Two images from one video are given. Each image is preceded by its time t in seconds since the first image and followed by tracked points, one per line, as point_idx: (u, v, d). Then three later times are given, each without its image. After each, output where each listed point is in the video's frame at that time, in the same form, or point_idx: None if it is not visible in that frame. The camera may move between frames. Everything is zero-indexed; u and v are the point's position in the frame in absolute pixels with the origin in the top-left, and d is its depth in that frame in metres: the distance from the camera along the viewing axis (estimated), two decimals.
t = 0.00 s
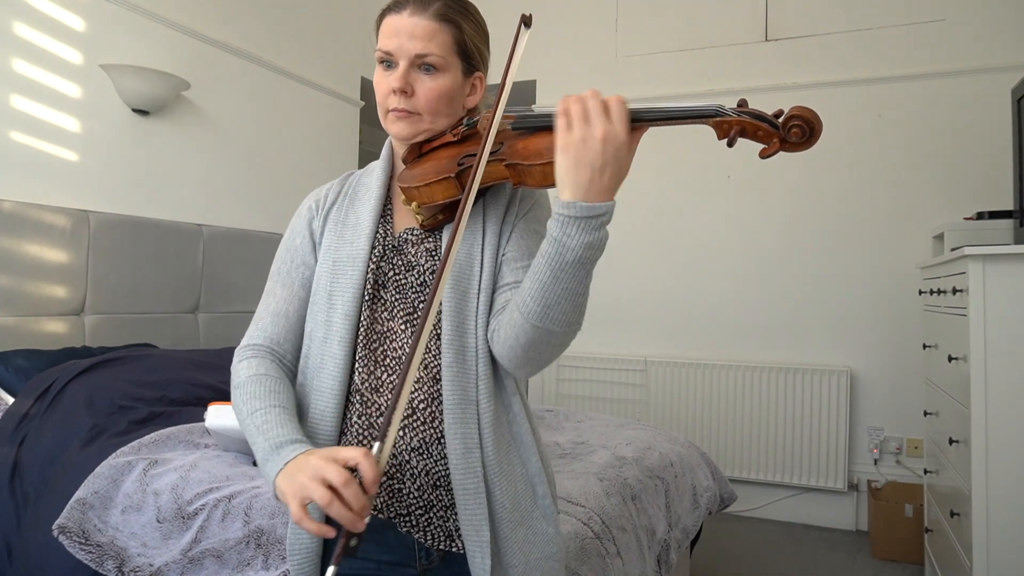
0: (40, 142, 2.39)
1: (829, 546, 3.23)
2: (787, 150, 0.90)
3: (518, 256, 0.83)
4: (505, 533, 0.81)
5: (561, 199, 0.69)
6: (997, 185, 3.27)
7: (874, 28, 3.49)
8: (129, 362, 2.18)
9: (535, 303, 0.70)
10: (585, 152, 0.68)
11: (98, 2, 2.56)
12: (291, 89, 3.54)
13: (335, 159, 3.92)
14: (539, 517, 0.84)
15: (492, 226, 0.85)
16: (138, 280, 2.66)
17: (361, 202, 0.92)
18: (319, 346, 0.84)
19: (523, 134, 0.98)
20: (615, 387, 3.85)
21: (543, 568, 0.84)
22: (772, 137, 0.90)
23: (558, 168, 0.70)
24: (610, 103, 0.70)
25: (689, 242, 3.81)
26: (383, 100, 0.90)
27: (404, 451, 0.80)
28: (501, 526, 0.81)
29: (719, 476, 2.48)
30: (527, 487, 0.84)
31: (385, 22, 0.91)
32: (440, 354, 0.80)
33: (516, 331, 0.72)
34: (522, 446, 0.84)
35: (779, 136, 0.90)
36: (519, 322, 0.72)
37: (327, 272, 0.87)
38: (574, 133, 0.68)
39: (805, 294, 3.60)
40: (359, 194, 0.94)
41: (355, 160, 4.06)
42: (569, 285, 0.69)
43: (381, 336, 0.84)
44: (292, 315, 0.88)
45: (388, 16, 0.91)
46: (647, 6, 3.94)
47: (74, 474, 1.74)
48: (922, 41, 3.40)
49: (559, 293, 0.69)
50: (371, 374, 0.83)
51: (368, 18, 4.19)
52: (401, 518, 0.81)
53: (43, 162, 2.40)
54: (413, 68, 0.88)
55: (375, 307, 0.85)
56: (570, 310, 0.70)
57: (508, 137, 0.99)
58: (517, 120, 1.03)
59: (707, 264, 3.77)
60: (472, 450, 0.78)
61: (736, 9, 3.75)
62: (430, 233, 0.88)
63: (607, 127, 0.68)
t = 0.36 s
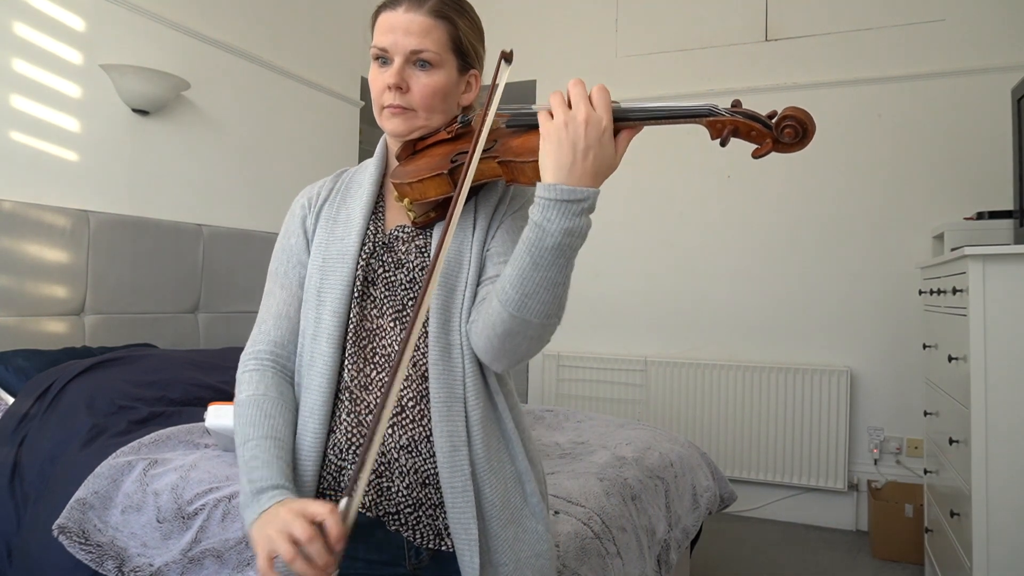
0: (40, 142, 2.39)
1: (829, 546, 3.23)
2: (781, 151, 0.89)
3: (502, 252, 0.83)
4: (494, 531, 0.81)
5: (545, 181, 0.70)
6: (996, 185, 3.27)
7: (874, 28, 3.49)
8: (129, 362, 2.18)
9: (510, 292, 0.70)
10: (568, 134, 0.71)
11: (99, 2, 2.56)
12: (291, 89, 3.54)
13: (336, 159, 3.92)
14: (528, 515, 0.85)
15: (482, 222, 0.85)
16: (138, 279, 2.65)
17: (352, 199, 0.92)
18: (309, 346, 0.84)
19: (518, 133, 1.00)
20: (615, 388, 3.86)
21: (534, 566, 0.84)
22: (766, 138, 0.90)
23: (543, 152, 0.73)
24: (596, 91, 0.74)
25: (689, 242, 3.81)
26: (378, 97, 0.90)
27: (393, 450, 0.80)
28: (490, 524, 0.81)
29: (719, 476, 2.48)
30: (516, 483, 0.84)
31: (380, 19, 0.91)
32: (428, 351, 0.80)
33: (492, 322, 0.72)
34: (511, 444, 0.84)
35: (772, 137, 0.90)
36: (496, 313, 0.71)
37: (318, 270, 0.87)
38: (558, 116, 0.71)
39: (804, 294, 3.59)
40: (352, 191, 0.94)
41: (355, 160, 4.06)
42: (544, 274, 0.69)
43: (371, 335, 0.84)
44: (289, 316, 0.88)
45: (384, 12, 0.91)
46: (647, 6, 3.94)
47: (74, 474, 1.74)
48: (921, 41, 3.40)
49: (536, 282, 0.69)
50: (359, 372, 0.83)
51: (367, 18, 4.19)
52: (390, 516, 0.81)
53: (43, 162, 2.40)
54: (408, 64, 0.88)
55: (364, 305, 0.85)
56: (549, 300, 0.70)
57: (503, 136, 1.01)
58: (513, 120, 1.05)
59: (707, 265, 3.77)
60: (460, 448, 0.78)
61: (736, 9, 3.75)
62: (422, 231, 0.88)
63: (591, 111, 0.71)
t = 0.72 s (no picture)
0: (41, 142, 2.39)
1: (829, 546, 3.23)
2: (778, 152, 0.90)
3: (495, 249, 0.83)
4: (488, 529, 0.82)
5: (543, 175, 0.70)
6: (996, 185, 3.27)
7: (874, 28, 3.49)
8: (129, 362, 2.18)
9: (504, 290, 0.70)
10: (571, 129, 0.70)
11: (98, 2, 2.56)
12: (291, 89, 3.54)
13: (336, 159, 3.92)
14: (522, 513, 0.85)
15: (475, 220, 0.85)
16: (138, 280, 2.66)
17: (345, 197, 0.92)
18: (301, 340, 0.84)
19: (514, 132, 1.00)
20: (615, 388, 3.86)
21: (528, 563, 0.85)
22: (763, 138, 0.90)
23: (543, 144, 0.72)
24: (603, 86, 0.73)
25: (689, 242, 3.81)
26: (373, 94, 0.89)
27: (387, 448, 0.80)
28: (483, 522, 0.81)
29: (719, 476, 2.48)
30: (509, 482, 0.84)
31: (377, 15, 0.91)
32: (421, 349, 0.80)
33: (485, 317, 0.72)
34: (504, 443, 0.84)
35: (770, 137, 0.90)
36: (489, 309, 0.71)
37: (309, 266, 0.87)
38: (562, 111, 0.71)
39: (804, 294, 3.59)
40: (344, 188, 0.94)
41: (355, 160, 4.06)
42: (537, 271, 0.69)
43: (363, 329, 0.84)
44: (279, 309, 0.88)
45: (381, 8, 0.91)
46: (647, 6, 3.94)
47: (74, 474, 1.74)
48: (921, 41, 3.40)
49: (530, 280, 0.69)
50: (351, 368, 0.83)
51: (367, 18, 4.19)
52: (384, 515, 0.81)
53: (44, 162, 2.40)
54: (404, 61, 0.89)
55: (357, 302, 0.85)
56: (543, 297, 0.70)
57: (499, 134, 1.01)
58: (508, 118, 1.05)
59: (708, 265, 3.77)
60: (453, 447, 0.78)
61: (736, 8, 3.75)
62: (416, 229, 0.88)
63: (596, 109, 0.71)
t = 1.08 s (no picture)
0: (40, 142, 2.39)
1: (829, 546, 3.23)
2: (778, 149, 0.90)
3: (496, 248, 0.82)
4: (488, 527, 0.81)
5: (547, 182, 0.71)
6: (995, 185, 3.27)
7: (874, 28, 3.49)
8: (129, 362, 2.18)
9: (511, 294, 0.70)
10: (576, 135, 0.69)
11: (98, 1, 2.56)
12: (291, 89, 3.54)
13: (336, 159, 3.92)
14: (522, 511, 0.85)
15: (473, 218, 0.85)
16: (138, 279, 2.66)
17: (341, 195, 0.92)
18: (300, 335, 0.84)
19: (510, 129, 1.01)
20: (615, 388, 3.86)
21: (528, 561, 0.85)
22: (762, 136, 0.91)
23: (547, 148, 0.71)
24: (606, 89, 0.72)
25: (689, 242, 3.81)
26: (367, 92, 0.89)
27: (386, 447, 0.80)
28: (484, 521, 0.81)
29: (719, 476, 2.48)
30: (509, 480, 0.84)
31: (369, 12, 0.91)
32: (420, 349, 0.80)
33: (492, 320, 0.72)
34: (504, 442, 0.84)
35: (769, 135, 0.91)
36: (496, 312, 0.71)
37: (307, 263, 0.87)
38: (567, 115, 0.69)
39: (804, 294, 3.59)
40: (340, 185, 0.94)
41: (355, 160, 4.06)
42: (543, 274, 0.69)
43: (363, 326, 0.84)
44: (276, 306, 0.88)
45: (372, 5, 0.91)
46: (647, 6, 3.94)
47: (74, 474, 1.74)
48: (921, 41, 3.40)
49: (536, 282, 0.69)
50: (350, 366, 0.83)
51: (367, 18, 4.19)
52: (384, 513, 0.80)
53: (43, 162, 2.40)
54: (398, 59, 0.88)
55: (355, 300, 0.85)
56: (550, 299, 0.70)
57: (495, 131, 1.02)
58: (503, 114, 1.06)
59: (708, 265, 3.77)
60: (454, 446, 0.78)
61: (735, 9, 3.75)
62: (414, 228, 0.88)
63: (601, 112, 0.69)
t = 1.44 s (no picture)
0: (40, 142, 2.39)
1: (829, 546, 3.23)
2: (778, 187, 0.90)
3: (507, 261, 0.83)
4: (489, 532, 0.81)
5: (544, 202, 0.70)
6: (995, 185, 3.27)
7: (874, 28, 3.49)
8: (129, 362, 2.18)
9: (515, 312, 0.70)
10: (580, 163, 0.68)
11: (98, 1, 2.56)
12: (290, 88, 3.54)
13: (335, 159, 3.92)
14: (523, 517, 0.84)
15: (478, 224, 0.85)
16: (138, 279, 2.65)
17: (343, 197, 0.92)
18: (303, 341, 0.84)
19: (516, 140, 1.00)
20: (615, 387, 3.86)
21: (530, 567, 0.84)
22: (764, 172, 0.90)
23: (548, 167, 0.70)
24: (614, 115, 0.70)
25: (689, 242, 3.81)
26: (366, 80, 0.89)
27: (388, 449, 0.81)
28: (485, 527, 0.81)
29: (719, 476, 2.48)
30: (511, 486, 0.84)
31: (358, 8, 0.92)
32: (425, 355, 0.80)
33: (500, 340, 0.72)
34: (506, 448, 0.84)
35: (771, 172, 0.90)
36: (503, 330, 0.71)
37: (310, 267, 0.87)
38: (575, 139, 0.68)
39: (804, 294, 3.60)
40: (343, 186, 0.94)
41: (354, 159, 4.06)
42: (549, 294, 0.70)
43: (367, 331, 0.84)
44: (280, 310, 0.88)
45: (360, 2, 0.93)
46: (647, 5, 3.94)
47: (74, 474, 1.74)
48: (921, 41, 3.40)
49: (541, 301, 0.70)
50: (354, 371, 0.83)
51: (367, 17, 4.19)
52: (385, 515, 0.81)
53: (43, 162, 2.40)
54: (394, 41, 0.89)
55: (358, 304, 0.85)
56: (553, 316, 0.70)
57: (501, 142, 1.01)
58: (511, 124, 1.05)
59: (707, 265, 3.77)
60: (457, 452, 0.78)
61: (735, 8, 3.75)
62: (416, 231, 0.88)
63: (609, 142, 0.68)
